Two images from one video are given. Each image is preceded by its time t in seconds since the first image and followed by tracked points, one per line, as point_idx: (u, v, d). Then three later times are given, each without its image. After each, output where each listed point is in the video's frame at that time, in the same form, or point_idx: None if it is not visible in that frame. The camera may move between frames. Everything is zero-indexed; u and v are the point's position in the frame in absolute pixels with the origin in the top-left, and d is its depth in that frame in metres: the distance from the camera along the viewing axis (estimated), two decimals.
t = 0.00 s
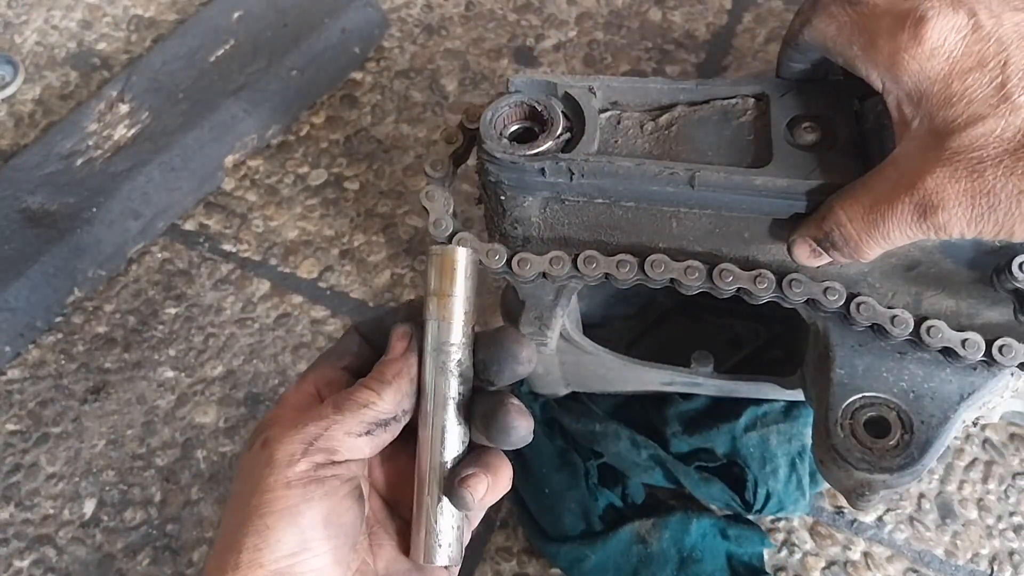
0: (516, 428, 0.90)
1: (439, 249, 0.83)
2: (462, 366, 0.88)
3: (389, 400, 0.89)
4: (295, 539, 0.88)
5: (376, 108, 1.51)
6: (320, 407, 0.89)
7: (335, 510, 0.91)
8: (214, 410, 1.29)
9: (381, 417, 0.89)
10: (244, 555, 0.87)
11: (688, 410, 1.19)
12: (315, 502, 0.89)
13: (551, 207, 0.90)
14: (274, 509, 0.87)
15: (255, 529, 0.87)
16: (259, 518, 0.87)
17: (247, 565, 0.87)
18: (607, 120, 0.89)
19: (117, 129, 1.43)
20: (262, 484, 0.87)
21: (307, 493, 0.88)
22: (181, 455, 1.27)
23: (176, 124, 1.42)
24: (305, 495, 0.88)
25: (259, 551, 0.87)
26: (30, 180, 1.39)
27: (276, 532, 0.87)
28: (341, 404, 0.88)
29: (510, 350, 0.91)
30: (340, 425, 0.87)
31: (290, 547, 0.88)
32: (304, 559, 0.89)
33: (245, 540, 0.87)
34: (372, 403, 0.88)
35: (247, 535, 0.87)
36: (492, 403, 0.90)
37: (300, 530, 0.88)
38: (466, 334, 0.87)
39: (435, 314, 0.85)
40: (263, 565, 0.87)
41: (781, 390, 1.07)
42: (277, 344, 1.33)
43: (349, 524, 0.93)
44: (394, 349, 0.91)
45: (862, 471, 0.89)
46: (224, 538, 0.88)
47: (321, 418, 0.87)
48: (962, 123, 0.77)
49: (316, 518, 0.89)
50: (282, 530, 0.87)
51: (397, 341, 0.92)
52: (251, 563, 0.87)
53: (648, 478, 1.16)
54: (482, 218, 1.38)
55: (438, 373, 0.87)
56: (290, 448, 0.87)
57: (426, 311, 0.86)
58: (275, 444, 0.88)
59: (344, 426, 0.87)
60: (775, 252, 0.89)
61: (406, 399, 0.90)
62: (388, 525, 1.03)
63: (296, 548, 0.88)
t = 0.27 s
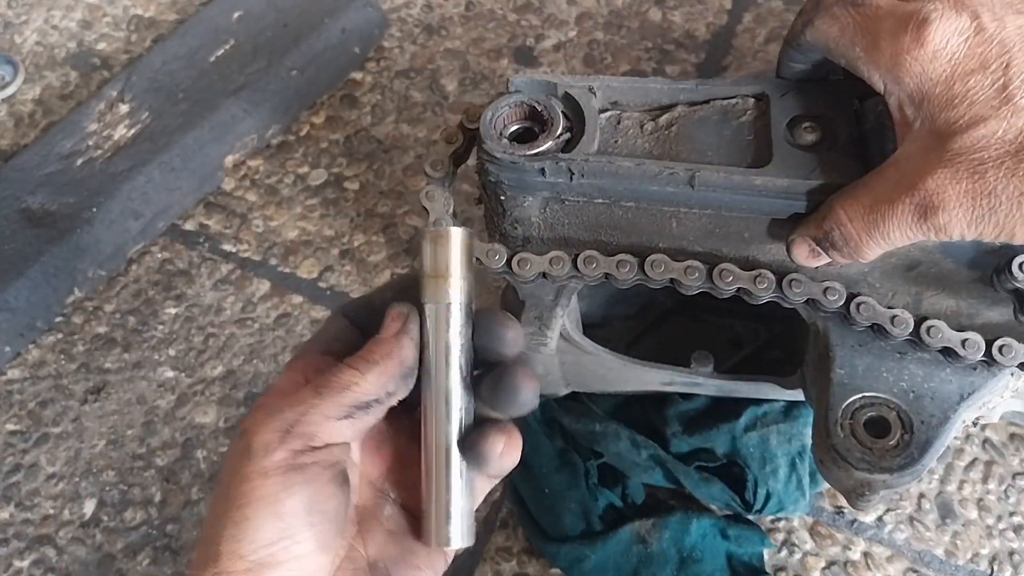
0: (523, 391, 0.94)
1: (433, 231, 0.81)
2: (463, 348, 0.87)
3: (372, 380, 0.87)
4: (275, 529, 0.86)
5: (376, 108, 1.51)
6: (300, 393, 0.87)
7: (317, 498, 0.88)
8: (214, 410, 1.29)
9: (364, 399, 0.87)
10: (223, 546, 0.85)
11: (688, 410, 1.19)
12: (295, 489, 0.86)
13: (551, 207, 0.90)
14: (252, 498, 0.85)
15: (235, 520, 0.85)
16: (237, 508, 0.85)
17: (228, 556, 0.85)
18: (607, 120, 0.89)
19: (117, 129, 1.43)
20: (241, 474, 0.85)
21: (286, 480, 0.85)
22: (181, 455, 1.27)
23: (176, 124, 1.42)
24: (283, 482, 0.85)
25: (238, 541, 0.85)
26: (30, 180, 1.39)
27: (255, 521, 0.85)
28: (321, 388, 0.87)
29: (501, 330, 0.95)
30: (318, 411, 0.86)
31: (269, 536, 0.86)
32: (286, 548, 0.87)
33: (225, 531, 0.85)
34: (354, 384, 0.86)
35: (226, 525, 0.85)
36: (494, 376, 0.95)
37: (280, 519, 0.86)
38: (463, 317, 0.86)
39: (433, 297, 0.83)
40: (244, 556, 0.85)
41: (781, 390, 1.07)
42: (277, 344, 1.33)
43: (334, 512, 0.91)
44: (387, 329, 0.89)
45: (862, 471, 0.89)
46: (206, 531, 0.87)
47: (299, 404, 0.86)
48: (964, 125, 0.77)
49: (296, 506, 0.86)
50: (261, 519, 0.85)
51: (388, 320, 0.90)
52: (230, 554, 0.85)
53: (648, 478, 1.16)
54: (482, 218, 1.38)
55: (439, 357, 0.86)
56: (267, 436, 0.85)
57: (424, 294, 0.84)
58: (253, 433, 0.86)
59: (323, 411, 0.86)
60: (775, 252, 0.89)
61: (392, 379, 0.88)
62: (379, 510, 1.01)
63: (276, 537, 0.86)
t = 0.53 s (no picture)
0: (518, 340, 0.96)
1: (407, 234, 0.85)
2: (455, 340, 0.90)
3: (370, 379, 0.84)
4: (277, 520, 0.82)
5: (376, 108, 1.51)
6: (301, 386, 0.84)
7: (318, 490, 0.85)
8: (214, 410, 1.29)
9: (362, 399, 0.84)
10: (222, 537, 0.81)
11: (688, 410, 1.19)
12: (298, 480, 0.83)
13: (551, 207, 0.90)
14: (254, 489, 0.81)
15: (235, 510, 0.81)
16: (237, 499, 0.81)
17: (227, 548, 0.82)
18: (607, 120, 0.89)
19: (117, 129, 1.43)
20: (241, 466, 0.82)
21: (288, 472, 0.82)
22: (181, 455, 1.27)
23: (176, 123, 1.42)
24: (286, 473, 0.82)
25: (238, 533, 0.81)
26: (30, 180, 1.39)
27: (256, 513, 0.81)
28: (320, 385, 0.83)
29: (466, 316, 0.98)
30: (320, 407, 0.83)
31: (270, 528, 0.82)
32: (288, 540, 0.84)
33: (224, 523, 0.81)
34: (353, 383, 0.83)
35: (226, 517, 0.81)
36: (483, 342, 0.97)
37: (282, 510, 0.83)
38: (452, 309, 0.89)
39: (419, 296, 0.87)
40: (243, 548, 0.82)
41: (781, 390, 1.07)
42: (277, 344, 1.33)
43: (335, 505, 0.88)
44: (393, 327, 0.85)
45: (862, 471, 0.89)
46: (203, 522, 0.83)
47: (300, 398, 0.83)
48: (966, 127, 0.77)
49: (298, 498, 0.83)
50: (263, 511, 0.82)
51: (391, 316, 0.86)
52: (230, 546, 0.81)
53: (648, 478, 1.16)
54: (482, 218, 1.38)
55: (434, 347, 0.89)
56: (268, 428, 0.82)
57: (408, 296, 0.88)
58: (253, 426, 0.83)
59: (325, 408, 0.83)
60: (775, 252, 0.89)
61: (390, 381, 0.85)
62: (364, 499, 0.99)
63: (277, 528, 0.83)
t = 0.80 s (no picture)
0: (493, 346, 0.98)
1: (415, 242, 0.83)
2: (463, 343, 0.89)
3: (398, 386, 0.82)
4: (296, 508, 0.82)
5: (376, 108, 1.51)
6: (329, 377, 0.83)
7: (336, 480, 0.85)
8: (214, 411, 1.29)
9: (387, 403, 0.83)
10: (241, 522, 0.81)
11: (688, 410, 1.19)
12: (320, 471, 0.83)
13: (551, 207, 0.89)
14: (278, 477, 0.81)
15: (255, 496, 0.81)
16: (259, 485, 0.81)
17: (244, 532, 0.81)
18: (607, 120, 0.89)
19: (117, 129, 1.43)
20: (264, 452, 0.81)
21: (312, 463, 0.82)
22: (181, 455, 1.27)
23: (176, 123, 1.42)
24: (311, 464, 0.82)
25: (258, 519, 0.81)
26: (30, 180, 1.39)
27: (278, 501, 0.81)
28: (348, 382, 0.81)
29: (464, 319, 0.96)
30: (346, 405, 0.81)
31: (289, 516, 0.82)
32: (303, 528, 0.84)
33: (244, 507, 0.81)
34: (379, 386, 0.82)
35: (247, 502, 0.81)
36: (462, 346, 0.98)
37: (303, 497, 0.83)
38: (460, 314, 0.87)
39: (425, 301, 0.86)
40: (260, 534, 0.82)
41: (781, 390, 1.07)
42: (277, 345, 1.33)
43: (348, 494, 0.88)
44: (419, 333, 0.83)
45: (862, 471, 0.89)
46: (220, 503, 0.83)
47: (328, 393, 0.81)
48: (965, 125, 0.77)
49: (317, 488, 0.83)
50: (284, 499, 0.81)
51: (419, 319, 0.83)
52: (248, 532, 0.81)
53: (648, 478, 1.16)
54: (482, 218, 1.38)
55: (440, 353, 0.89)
56: (294, 418, 0.81)
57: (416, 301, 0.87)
58: (279, 414, 0.82)
59: (352, 406, 0.81)
60: (775, 252, 0.89)
61: (415, 388, 0.83)
62: (367, 486, 0.99)
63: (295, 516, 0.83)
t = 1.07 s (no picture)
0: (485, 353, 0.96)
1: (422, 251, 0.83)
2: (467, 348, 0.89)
3: (413, 391, 0.83)
4: (310, 505, 0.82)
5: (376, 108, 1.51)
6: (346, 376, 0.83)
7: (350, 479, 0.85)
8: (214, 411, 1.29)
9: (401, 407, 0.84)
10: (255, 517, 0.81)
11: (688, 410, 1.19)
12: (335, 469, 0.83)
13: (551, 207, 0.89)
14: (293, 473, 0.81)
15: (270, 491, 0.81)
16: (274, 481, 0.81)
17: (257, 527, 0.81)
18: (607, 120, 0.89)
19: (117, 129, 1.43)
20: (279, 449, 0.81)
21: (327, 461, 0.82)
22: (181, 455, 1.27)
23: (176, 123, 1.42)
24: (326, 461, 0.82)
25: (272, 514, 0.81)
26: (30, 180, 1.39)
27: (292, 496, 0.81)
28: (364, 382, 0.82)
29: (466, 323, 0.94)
30: (362, 405, 0.82)
31: (303, 513, 0.82)
32: (317, 526, 0.84)
33: (258, 502, 0.81)
34: (395, 388, 0.82)
35: (261, 497, 0.81)
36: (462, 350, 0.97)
37: (317, 494, 0.82)
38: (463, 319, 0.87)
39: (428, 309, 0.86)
40: (274, 530, 0.81)
41: (781, 390, 1.07)
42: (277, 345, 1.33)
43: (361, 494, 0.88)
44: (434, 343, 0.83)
45: (862, 471, 0.89)
46: (233, 497, 0.83)
47: (344, 392, 0.82)
48: (963, 123, 0.77)
49: (331, 486, 0.83)
50: (299, 496, 0.81)
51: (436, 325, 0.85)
52: (262, 526, 0.81)
53: (648, 478, 1.16)
54: (482, 218, 1.38)
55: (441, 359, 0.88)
56: (310, 415, 0.82)
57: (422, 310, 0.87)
58: (295, 410, 0.82)
59: (368, 406, 0.82)
60: (775, 252, 0.89)
61: (429, 395, 0.84)
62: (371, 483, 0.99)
63: (309, 513, 0.82)
